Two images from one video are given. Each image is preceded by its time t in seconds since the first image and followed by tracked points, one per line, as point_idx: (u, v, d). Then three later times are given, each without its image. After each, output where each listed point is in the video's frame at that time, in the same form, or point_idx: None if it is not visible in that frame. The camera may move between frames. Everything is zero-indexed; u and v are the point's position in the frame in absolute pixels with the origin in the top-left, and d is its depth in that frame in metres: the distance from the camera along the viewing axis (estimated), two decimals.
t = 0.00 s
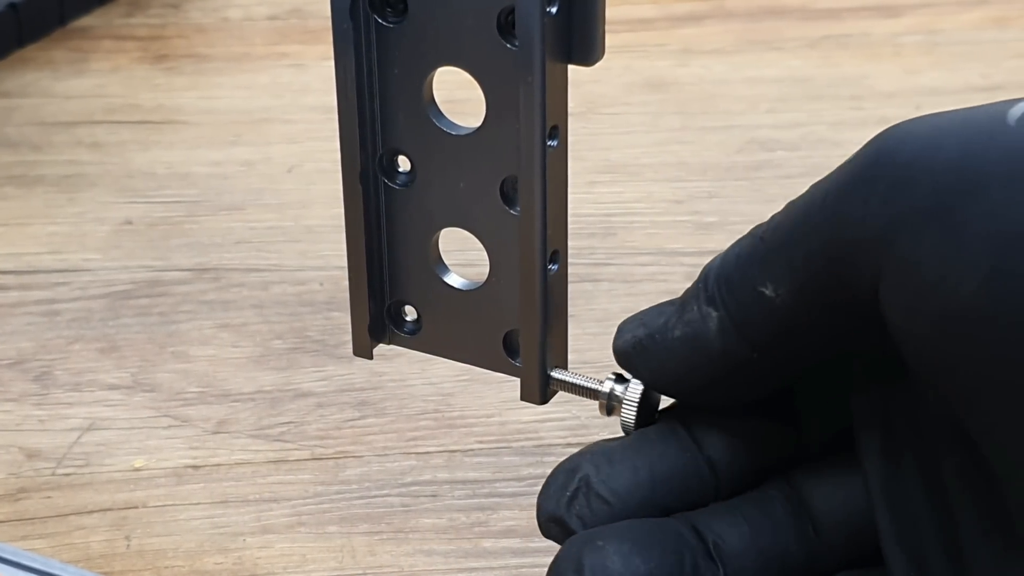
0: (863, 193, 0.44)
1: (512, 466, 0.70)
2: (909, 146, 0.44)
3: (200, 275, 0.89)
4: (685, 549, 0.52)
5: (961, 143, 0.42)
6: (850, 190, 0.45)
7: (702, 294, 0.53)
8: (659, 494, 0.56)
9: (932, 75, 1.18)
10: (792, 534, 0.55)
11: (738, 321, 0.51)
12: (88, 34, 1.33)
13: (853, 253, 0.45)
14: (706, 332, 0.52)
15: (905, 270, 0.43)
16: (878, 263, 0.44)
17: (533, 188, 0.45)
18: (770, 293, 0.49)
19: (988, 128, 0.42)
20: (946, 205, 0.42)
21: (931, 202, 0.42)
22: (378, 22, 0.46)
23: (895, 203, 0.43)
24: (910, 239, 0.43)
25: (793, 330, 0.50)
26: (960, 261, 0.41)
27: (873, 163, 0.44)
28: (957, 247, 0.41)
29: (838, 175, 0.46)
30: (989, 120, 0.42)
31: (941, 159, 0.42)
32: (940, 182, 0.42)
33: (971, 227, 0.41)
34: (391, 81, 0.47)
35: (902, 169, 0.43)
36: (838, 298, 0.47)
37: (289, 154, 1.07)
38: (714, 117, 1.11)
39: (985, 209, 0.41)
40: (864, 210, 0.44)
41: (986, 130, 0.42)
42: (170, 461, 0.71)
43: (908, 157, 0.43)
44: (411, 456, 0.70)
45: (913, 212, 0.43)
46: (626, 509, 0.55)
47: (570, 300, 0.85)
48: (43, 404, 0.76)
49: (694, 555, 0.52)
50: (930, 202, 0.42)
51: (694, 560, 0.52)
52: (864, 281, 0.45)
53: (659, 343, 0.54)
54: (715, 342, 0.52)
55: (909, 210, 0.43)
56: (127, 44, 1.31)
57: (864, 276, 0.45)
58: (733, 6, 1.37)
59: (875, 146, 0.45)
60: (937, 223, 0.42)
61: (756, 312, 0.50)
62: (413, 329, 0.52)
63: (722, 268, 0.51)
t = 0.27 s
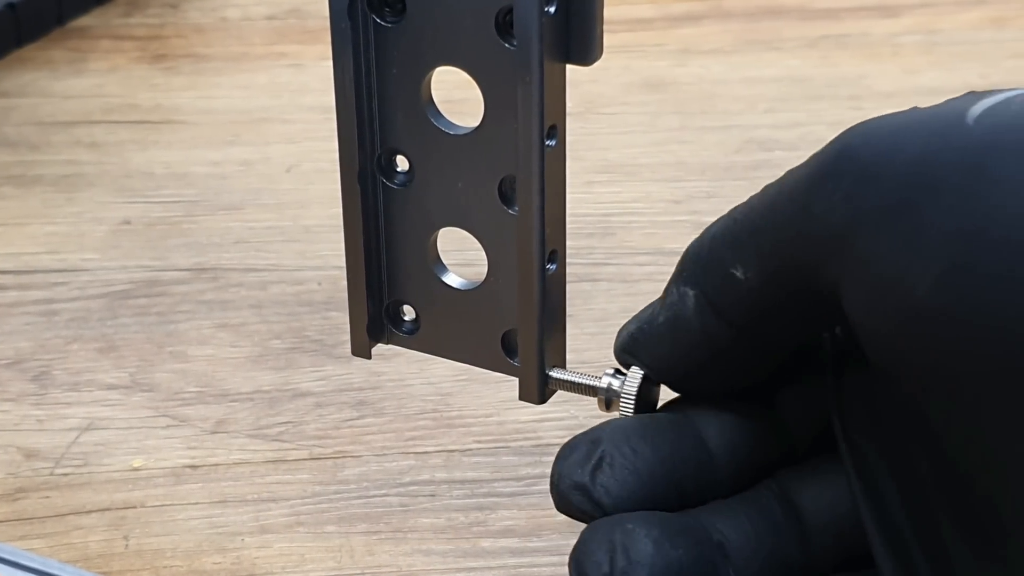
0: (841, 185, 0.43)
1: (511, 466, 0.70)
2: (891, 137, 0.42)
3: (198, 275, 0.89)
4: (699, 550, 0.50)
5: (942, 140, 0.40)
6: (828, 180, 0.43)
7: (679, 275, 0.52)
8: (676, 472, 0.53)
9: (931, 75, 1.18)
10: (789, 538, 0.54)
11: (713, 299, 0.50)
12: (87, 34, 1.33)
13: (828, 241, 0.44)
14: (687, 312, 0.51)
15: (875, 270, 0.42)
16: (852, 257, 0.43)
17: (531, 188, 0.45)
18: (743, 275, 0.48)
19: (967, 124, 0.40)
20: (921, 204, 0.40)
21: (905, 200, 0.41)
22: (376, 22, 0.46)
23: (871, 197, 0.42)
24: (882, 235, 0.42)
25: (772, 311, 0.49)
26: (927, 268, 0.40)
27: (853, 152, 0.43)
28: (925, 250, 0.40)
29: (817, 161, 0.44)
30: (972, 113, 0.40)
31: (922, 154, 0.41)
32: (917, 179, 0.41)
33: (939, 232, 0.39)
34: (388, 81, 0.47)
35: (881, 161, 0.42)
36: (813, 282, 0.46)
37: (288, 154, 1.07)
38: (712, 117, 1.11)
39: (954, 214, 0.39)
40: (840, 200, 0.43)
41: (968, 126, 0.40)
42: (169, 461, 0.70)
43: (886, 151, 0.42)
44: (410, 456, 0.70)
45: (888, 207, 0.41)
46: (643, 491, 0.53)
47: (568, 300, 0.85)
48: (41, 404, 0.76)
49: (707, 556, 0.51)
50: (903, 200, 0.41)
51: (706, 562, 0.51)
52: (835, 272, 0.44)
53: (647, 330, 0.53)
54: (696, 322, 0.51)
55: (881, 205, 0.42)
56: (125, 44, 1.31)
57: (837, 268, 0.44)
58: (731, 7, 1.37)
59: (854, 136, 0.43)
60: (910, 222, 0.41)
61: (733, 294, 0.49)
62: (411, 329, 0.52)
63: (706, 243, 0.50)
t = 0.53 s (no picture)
0: (882, 143, 0.43)
1: (516, 457, 0.70)
2: (969, 92, 0.41)
3: (204, 266, 0.89)
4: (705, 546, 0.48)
5: None
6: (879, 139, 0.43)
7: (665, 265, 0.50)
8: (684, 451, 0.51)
9: (938, 67, 1.18)
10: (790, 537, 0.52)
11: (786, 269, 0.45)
12: (92, 25, 1.33)
13: (897, 203, 0.42)
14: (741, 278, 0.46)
15: (939, 224, 0.41)
16: (926, 216, 0.41)
17: (537, 180, 0.45)
18: (804, 250, 0.45)
19: None
20: None
21: (1000, 152, 0.40)
22: (382, 12, 0.46)
23: (955, 150, 0.41)
24: (978, 186, 0.40)
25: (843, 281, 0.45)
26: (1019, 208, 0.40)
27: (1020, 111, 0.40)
28: (1006, 195, 0.40)
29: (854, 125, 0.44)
30: None
31: (1002, 104, 0.40)
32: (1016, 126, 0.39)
33: None
34: (393, 72, 0.47)
35: (943, 120, 0.41)
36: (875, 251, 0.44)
37: (293, 145, 1.07)
38: (718, 108, 1.11)
39: None
40: (913, 155, 0.42)
41: None
42: (175, 452, 0.71)
43: (950, 108, 0.41)
44: (415, 448, 0.71)
45: (981, 159, 0.40)
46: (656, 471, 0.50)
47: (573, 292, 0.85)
48: (48, 395, 0.76)
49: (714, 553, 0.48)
50: (1003, 152, 0.40)
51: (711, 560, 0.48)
52: (911, 232, 0.42)
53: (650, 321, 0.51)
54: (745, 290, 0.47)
55: (976, 158, 0.40)
56: (131, 35, 1.31)
57: (912, 227, 0.42)
58: None
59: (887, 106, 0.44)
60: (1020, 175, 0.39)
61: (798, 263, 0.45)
62: (416, 321, 0.52)
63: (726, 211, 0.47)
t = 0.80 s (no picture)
0: (810, 217, 0.44)
1: (516, 457, 0.70)
2: (893, 169, 0.43)
3: (204, 266, 0.89)
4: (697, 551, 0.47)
5: (959, 160, 0.41)
6: (808, 210, 0.44)
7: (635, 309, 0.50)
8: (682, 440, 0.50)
9: (938, 66, 1.18)
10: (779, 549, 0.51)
11: (719, 329, 0.46)
12: (92, 25, 1.33)
13: (827, 273, 0.43)
14: (679, 336, 0.48)
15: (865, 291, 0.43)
16: (855, 285, 0.43)
17: (537, 180, 0.45)
18: (741, 313, 0.46)
19: (1006, 140, 0.40)
20: (955, 223, 0.41)
21: (924, 226, 0.41)
22: (382, 12, 0.46)
23: (880, 223, 0.42)
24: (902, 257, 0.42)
25: (773, 343, 0.46)
26: (939, 277, 0.42)
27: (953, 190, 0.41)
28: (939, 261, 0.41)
29: (783, 194, 0.45)
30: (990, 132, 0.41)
31: (924, 180, 0.42)
32: (939, 201, 0.41)
33: (973, 245, 0.41)
34: (393, 72, 0.47)
35: (868, 192, 0.43)
36: (807, 319, 0.45)
37: (293, 145, 1.07)
38: (718, 108, 1.11)
39: (978, 230, 0.40)
40: (841, 227, 0.43)
41: (1009, 148, 0.40)
42: (174, 452, 0.71)
43: (873, 183, 0.43)
44: (415, 448, 0.71)
45: (907, 231, 0.41)
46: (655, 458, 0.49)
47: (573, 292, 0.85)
48: (48, 395, 0.76)
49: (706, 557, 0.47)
50: (926, 226, 0.41)
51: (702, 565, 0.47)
52: (838, 298, 0.43)
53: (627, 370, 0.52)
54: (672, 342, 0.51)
55: (902, 229, 0.41)
56: (130, 35, 1.31)
57: (841, 295, 0.43)
58: None
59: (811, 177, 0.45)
60: (942, 248, 0.41)
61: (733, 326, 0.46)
62: (416, 321, 0.52)
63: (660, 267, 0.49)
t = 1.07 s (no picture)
0: (780, 204, 0.43)
1: (516, 457, 0.70)
2: (863, 156, 0.43)
3: (204, 266, 0.89)
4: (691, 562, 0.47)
5: (930, 151, 0.41)
6: (778, 196, 0.44)
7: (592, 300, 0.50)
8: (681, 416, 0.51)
9: (938, 67, 1.18)
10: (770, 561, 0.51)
11: (689, 317, 0.46)
12: (92, 25, 1.33)
13: (796, 260, 0.43)
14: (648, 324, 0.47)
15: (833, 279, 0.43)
16: (823, 271, 0.43)
17: (537, 180, 0.45)
18: (708, 298, 0.45)
19: (975, 132, 0.41)
20: (924, 214, 0.41)
21: (893, 216, 0.41)
22: (382, 12, 0.46)
23: (851, 210, 0.42)
24: (871, 246, 0.42)
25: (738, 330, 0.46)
26: (907, 268, 0.42)
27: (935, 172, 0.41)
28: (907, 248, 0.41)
29: (753, 180, 0.45)
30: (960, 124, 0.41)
31: (893, 169, 0.42)
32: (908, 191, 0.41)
33: (941, 237, 0.41)
34: (394, 72, 0.47)
35: (839, 179, 0.43)
36: (774, 305, 0.45)
37: (293, 145, 1.07)
38: (718, 108, 1.11)
39: (947, 221, 0.40)
40: (813, 212, 0.43)
41: (979, 139, 0.40)
42: (175, 452, 0.71)
43: (844, 170, 0.43)
44: (415, 448, 0.71)
45: (875, 217, 0.41)
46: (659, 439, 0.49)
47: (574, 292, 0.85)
48: (48, 395, 0.76)
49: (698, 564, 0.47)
50: (896, 214, 0.41)
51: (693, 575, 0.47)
52: (806, 286, 0.43)
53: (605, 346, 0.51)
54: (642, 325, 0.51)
55: (871, 219, 0.41)
56: (130, 36, 1.31)
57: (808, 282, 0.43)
58: None
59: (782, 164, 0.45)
60: (911, 238, 0.41)
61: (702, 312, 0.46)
62: (416, 321, 0.52)
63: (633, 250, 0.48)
